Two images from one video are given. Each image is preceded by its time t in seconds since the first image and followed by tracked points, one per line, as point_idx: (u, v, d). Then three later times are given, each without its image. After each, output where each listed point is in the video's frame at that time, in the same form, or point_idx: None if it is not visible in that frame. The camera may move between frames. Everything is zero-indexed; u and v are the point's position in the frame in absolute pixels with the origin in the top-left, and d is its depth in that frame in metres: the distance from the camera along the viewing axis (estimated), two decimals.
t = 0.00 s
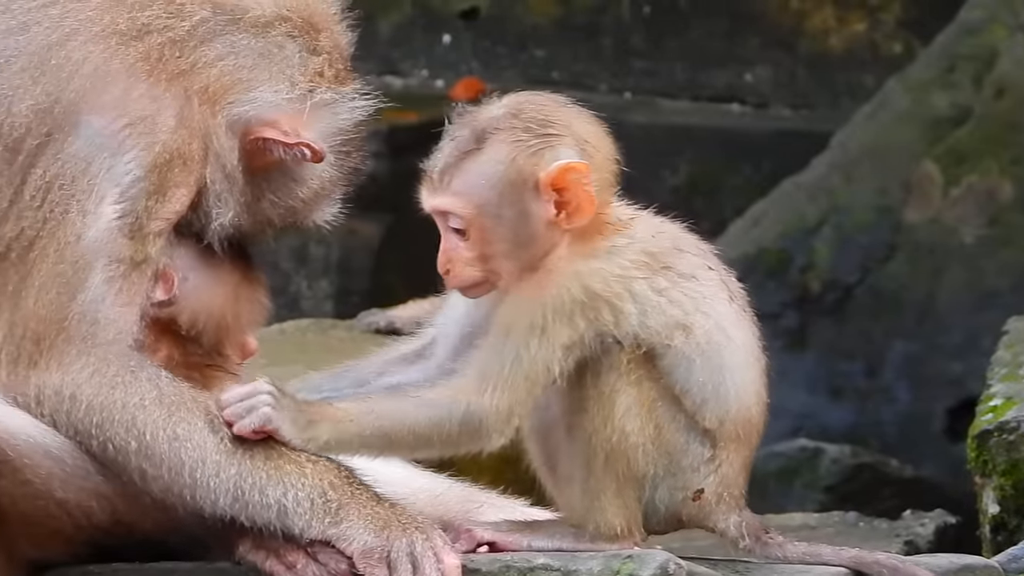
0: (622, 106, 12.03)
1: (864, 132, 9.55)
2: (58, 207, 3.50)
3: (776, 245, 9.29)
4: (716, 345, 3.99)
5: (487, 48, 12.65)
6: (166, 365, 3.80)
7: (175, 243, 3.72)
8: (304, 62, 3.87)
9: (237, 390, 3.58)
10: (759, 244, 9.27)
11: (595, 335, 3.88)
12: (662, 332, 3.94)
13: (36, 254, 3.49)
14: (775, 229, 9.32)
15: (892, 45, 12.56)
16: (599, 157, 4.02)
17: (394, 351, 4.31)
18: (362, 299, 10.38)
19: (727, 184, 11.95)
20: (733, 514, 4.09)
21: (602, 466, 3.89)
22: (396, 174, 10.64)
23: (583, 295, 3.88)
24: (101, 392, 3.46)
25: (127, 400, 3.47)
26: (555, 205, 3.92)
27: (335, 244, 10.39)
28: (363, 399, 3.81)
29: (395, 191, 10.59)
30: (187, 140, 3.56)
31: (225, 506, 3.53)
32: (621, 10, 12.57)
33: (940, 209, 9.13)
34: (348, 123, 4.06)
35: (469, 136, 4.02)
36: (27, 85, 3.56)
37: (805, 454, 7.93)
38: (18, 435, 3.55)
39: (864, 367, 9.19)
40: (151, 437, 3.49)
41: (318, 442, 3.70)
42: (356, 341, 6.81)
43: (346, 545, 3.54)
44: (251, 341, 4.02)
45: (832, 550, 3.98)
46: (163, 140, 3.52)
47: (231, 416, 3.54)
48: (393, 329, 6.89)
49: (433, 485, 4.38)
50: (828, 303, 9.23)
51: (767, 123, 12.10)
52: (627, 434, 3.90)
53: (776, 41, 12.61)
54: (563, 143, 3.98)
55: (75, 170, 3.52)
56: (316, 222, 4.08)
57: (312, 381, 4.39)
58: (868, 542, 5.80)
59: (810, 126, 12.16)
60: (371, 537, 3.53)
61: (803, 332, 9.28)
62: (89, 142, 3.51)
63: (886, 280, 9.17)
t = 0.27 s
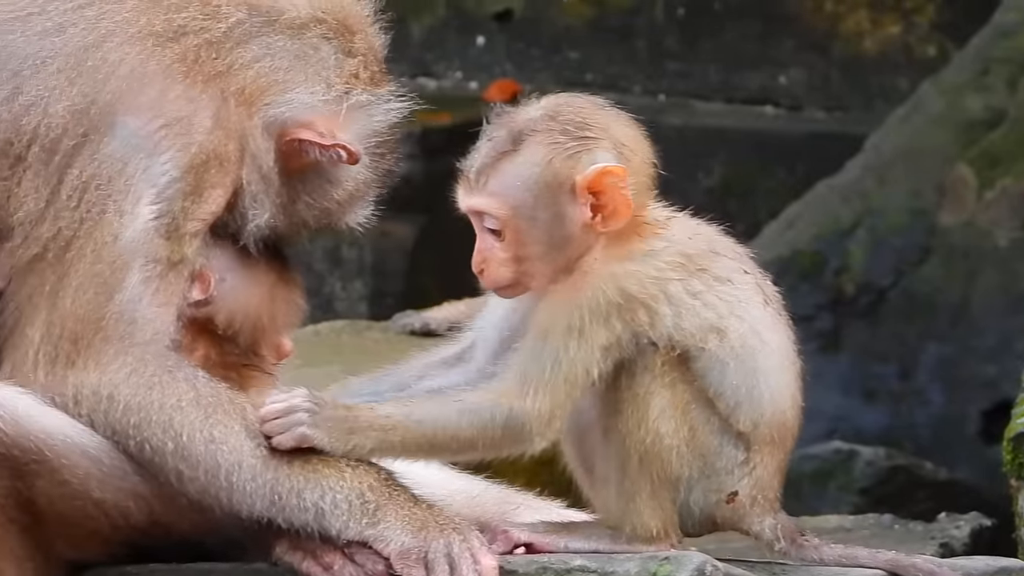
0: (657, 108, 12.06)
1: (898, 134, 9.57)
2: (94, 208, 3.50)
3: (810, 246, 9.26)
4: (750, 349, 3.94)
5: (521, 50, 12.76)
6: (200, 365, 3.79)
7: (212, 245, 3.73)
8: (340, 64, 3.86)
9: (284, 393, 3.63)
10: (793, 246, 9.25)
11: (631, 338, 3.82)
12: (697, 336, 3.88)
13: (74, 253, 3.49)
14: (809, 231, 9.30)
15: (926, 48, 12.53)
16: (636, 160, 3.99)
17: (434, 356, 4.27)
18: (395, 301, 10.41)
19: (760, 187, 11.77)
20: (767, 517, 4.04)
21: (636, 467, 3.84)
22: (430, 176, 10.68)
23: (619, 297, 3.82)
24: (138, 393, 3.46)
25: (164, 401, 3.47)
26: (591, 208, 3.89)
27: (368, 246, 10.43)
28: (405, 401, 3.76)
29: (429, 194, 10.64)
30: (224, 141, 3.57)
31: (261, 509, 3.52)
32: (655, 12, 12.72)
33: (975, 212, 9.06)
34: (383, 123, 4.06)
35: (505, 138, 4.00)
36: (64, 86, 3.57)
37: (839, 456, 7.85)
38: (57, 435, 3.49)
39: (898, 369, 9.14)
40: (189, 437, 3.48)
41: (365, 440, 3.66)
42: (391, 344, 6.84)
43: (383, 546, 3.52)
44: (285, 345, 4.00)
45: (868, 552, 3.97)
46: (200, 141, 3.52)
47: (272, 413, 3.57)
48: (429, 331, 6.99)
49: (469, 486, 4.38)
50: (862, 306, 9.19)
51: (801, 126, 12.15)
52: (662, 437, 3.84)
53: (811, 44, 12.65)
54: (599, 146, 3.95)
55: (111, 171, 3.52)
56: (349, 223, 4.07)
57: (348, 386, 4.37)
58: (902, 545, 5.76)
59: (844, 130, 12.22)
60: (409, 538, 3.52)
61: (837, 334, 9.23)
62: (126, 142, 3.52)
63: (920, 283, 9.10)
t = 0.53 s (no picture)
0: (690, 110, 12.00)
1: (932, 137, 9.43)
2: (129, 210, 3.49)
3: (844, 249, 9.20)
4: (785, 351, 3.91)
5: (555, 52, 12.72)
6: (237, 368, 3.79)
7: (246, 247, 3.72)
8: (377, 64, 3.88)
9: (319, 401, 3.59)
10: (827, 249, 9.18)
11: (666, 340, 3.80)
12: (730, 337, 3.85)
13: (108, 256, 3.49)
14: (843, 234, 9.24)
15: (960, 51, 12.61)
16: (667, 163, 3.95)
17: (471, 361, 4.27)
18: (429, 304, 10.44)
19: (795, 189, 11.68)
20: (802, 520, 4.02)
21: (670, 471, 3.82)
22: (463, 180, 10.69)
23: (653, 298, 3.80)
24: (173, 396, 3.46)
25: (199, 405, 3.47)
26: (622, 210, 3.85)
27: (402, 248, 10.46)
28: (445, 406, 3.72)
29: (462, 196, 10.61)
30: (259, 143, 3.56)
31: (297, 515, 3.52)
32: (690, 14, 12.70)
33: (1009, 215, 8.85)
34: (417, 125, 4.07)
35: (537, 141, 3.97)
36: (99, 88, 3.57)
37: (874, 460, 7.89)
38: (93, 437, 3.48)
39: (932, 372, 9.13)
40: (222, 443, 3.48)
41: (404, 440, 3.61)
42: (428, 348, 6.87)
43: (418, 550, 3.52)
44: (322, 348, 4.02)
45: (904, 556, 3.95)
46: (235, 143, 3.51)
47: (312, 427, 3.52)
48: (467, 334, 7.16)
49: (505, 490, 4.37)
50: (896, 309, 9.15)
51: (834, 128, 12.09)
52: (696, 440, 3.82)
53: (845, 47, 12.71)
54: (630, 148, 3.91)
55: (145, 174, 3.50)
56: (382, 224, 4.09)
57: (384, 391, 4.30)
58: (937, 547, 5.71)
59: (878, 132, 12.16)
60: (444, 541, 3.51)
61: (871, 337, 9.20)
62: (160, 145, 3.50)
63: (955, 286, 8.99)
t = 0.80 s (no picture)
0: (712, 113, 11.98)
1: (954, 139, 9.34)
2: (150, 214, 3.48)
3: (865, 252, 9.08)
4: (809, 355, 3.89)
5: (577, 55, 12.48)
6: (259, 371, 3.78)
7: (268, 250, 3.72)
8: (398, 67, 3.90)
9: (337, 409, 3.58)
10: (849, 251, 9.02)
11: (692, 343, 3.78)
12: (755, 341, 3.83)
13: (130, 260, 3.48)
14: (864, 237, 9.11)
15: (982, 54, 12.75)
16: (692, 167, 3.94)
17: (496, 368, 4.25)
18: (450, 306, 10.45)
19: (818, 192, 11.61)
20: (825, 523, 4.00)
21: (695, 473, 3.80)
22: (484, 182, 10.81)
23: (678, 301, 3.78)
24: (195, 400, 3.45)
25: (221, 409, 3.47)
26: (647, 213, 3.85)
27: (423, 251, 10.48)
28: (474, 410, 3.73)
29: (484, 201, 10.72)
30: (281, 147, 3.56)
31: (319, 519, 3.52)
32: (712, 17, 12.69)
33: None
34: (438, 128, 4.09)
35: (562, 144, 3.95)
36: (121, 92, 3.56)
37: (894, 462, 7.84)
38: (116, 441, 3.47)
39: (953, 374, 9.16)
40: (244, 448, 3.48)
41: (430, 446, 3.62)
42: (449, 351, 6.90)
43: (441, 553, 3.51)
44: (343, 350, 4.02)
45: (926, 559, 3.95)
46: (257, 147, 3.51)
47: (336, 436, 3.51)
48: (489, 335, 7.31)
49: (526, 493, 4.37)
50: (917, 311, 9.10)
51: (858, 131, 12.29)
52: (720, 443, 3.80)
53: (867, 49, 12.84)
54: (655, 152, 3.90)
55: (167, 177, 3.50)
56: (402, 226, 4.10)
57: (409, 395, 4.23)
58: (958, 550, 5.67)
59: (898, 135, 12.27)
60: (467, 544, 3.51)
61: (893, 340, 9.22)
62: (182, 148, 3.50)
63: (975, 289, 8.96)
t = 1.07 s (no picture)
0: (724, 117, 11.97)
1: (965, 142, 9.38)
2: (165, 221, 3.49)
3: (877, 255, 9.10)
4: (825, 358, 3.88)
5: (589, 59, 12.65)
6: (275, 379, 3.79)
7: (283, 256, 3.73)
8: (412, 73, 3.89)
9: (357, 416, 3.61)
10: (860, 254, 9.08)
11: (708, 348, 3.78)
12: (771, 345, 3.83)
13: (145, 267, 3.49)
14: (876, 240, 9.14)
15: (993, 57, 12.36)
16: (705, 173, 3.92)
17: (512, 377, 4.24)
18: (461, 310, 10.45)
19: (828, 195, 11.64)
20: (842, 525, 3.99)
21: (712, 477, 3.80)
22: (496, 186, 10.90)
23: (694, 306, 3.78)
24: (209, 406, 3.46)
25: (236, 414, 3.47)
26: (660, 220, 3.83)
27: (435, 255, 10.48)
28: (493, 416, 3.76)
29: (497, 206, 10.81)
30: (296, 153, 3.56)
31: (335, 524, 3.52)
32: (723, 21, 12.56)
33: None
34: (452, 135, 4.08)
35: (576, 152, 3.95)
36: (136, 98, 3.57)
37: (908, 466, 7.87)
38: (130, 448, 3.46)
39: (966, 377, 9.08)
40: (259, 454, 3.48)
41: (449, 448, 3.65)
42: (462, 355, 6.91)
43: (457, 558, 3.51)
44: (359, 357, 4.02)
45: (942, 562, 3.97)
46: (273, 153, 3.51)
47: (353, 447, 3.51)
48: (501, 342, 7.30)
49: (542, 498, 4.36)
50: (929, 314, 9.08)
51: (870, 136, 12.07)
52: (737, 447, 3.79)
53: (878, 52, 12.54)
54: (668, 158, 3.90)
55: (182, 184, 3.51)
56: (417, 233, 4.09)
57: (425, 404, 4.20)
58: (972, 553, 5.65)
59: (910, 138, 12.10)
60: (483, 549, 3.50)
61: (905, 343, 9.16)
62: (197, 155, 3.51)
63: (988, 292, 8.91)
